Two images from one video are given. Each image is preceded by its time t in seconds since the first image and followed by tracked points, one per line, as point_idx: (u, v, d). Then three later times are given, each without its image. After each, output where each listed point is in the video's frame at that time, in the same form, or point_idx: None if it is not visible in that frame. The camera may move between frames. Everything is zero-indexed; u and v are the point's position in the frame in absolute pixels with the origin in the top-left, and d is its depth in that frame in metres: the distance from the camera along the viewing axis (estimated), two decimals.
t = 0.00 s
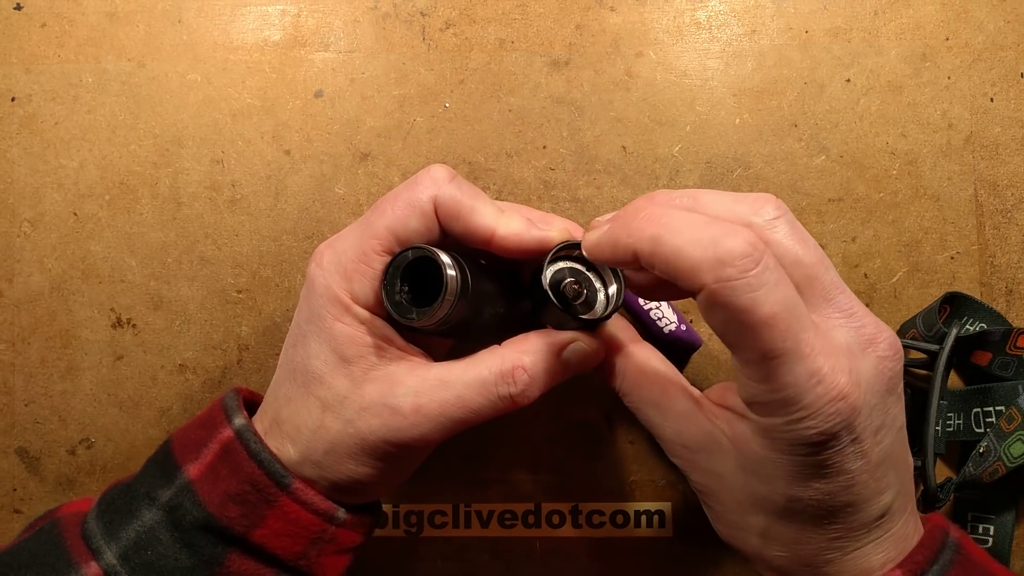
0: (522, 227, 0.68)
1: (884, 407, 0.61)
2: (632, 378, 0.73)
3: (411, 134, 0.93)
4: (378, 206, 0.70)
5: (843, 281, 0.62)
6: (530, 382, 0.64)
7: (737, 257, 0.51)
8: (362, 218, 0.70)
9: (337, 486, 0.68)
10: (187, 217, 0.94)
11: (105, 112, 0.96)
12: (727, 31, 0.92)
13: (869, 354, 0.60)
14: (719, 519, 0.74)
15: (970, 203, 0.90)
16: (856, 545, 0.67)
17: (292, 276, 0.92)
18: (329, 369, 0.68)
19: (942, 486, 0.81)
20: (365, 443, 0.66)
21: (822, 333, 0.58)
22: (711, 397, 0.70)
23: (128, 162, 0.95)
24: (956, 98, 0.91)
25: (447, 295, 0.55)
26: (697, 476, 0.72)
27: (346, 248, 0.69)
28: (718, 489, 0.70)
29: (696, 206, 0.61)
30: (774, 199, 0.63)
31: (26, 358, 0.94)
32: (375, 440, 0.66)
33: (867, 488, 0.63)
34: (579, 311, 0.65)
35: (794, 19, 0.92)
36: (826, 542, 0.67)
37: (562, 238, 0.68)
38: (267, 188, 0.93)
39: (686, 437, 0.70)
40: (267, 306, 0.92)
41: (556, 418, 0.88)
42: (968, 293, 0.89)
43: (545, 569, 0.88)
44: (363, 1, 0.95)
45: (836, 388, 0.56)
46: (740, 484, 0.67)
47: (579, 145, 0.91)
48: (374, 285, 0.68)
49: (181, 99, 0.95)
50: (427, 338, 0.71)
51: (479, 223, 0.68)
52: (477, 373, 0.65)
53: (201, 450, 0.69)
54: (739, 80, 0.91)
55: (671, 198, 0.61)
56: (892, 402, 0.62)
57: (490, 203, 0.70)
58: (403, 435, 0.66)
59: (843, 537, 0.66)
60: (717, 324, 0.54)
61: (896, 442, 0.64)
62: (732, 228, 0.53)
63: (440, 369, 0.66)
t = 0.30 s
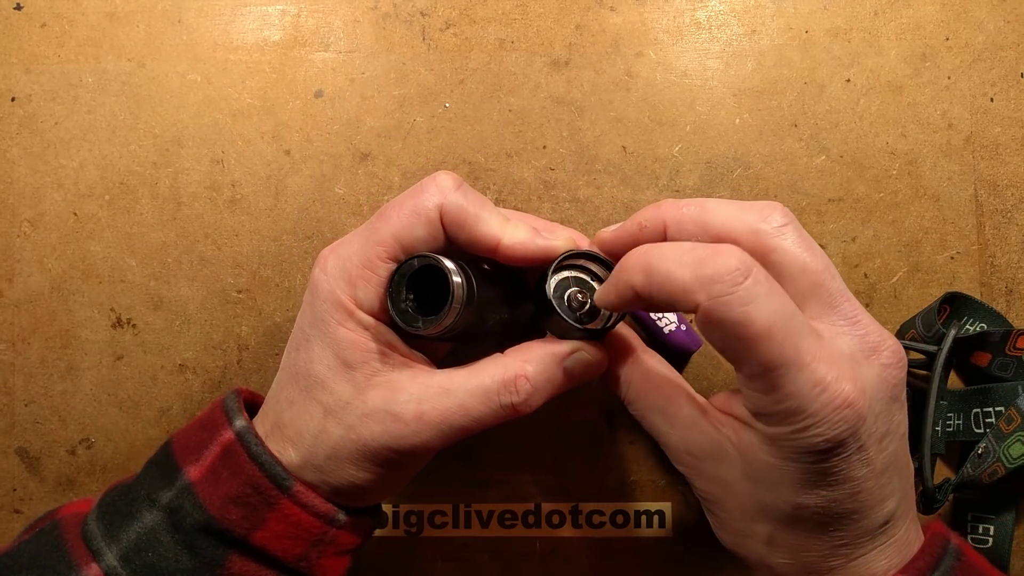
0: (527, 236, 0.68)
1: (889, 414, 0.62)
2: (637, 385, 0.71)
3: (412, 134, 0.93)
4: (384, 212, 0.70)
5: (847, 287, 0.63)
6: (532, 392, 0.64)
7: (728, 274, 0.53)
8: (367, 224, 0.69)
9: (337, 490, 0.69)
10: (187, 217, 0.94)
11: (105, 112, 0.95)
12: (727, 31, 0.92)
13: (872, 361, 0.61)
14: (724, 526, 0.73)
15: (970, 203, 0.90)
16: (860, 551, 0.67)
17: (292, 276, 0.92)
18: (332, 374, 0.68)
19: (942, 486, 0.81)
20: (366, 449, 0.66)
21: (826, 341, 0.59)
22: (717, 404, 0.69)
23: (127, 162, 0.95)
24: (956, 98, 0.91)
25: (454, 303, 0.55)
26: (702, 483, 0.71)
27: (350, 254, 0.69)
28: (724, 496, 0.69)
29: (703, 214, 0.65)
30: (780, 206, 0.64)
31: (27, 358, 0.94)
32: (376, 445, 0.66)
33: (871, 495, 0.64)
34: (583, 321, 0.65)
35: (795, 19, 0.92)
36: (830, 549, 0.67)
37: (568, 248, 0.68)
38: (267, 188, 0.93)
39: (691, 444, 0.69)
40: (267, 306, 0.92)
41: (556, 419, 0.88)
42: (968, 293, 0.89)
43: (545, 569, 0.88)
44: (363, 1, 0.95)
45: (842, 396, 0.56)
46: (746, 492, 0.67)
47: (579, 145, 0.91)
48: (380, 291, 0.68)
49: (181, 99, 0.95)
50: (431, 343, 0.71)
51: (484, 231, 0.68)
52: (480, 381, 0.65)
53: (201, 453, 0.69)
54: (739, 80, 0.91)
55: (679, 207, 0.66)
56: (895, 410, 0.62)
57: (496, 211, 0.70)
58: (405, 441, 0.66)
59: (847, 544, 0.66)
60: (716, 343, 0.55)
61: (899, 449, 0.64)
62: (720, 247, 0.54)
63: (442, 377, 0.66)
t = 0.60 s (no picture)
0: (525, 237, 0.68)
1: (885, 428, 0.61)
2: (638, 389, 0.70)
3: (412, 134, 0.93)
4: (381, 213, 0.69)
5: (845, 298, 0.62)
6: (533, 392, 0.64)
7: (708, 301, 0.53)
8: (364, 225, 0.69)
9: (338, 491, 0.68)
10: (187, 217, 0.94)
11: (105, 112, 0.95)
12: (727, 31, 0.92)
13: (869, 375, 0.60)
14: (722, 528, 0.73)
15: (970, 203, 0.90)
16: (856, 558, 0.67)
17: (292, 276, 0.92)
18: (331, 375, 0.67)
19: (942, 486, 0.81)
20: (367, 449, 0.66)
21: (819, 357, 0.58)
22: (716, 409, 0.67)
23: (128, 162, 0.95)
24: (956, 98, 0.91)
25: (453, 305, 0.56)
26: (700, 486, 0.71)
27: (347, 255, 0.69)
28: (721, 501, 0.69)
29: (699, 223, 0.64)
30: (777, 218, 0.64)
31: (26, 358, 0.94)
32: (377, 445, 0.66)
33: (866, 506, 0.63)
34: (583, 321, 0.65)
35: (795, 19, 0.92)
36: (826, 556, 0.67)
37: (567, 248, 0.68)
38: (267, 188, 0.93)
39: (690, 449, 0.68)
40: (267, 306, 0.92)
41: (556, 419, 0.88)
42: (968, 292, 0.89)
43: (545, 569, 0.88)
44: (363, 1, 0.95)
45: (833, 414, 0.56)
46: (743, 499, 0.66)
47: (579, 145, 0.91)
48: (377, 293, 0.68)
49: (181, 99, 0.95)
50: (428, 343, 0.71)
51: (482, 233, 0.67)
52: (480, 381, 0.65)
53: (201, 453, 0.69)
54: (740, 80, 0.91)
55: (676, 215, 0.66)
56: (892, 423, 0.61)
57: (494, 212, 0.70)
58: (406, 441, 0.66)
59: (843, 551, 0.66)
60: (701, 366, 0.55)
61: (896, 460, 0.64)
62: (702, 271, 0.54)
63: (442, 376, 0.66)
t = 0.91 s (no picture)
0: (526, 238, 0.68)
1: (886, 428, 0.61)
2: (640, 388, 0.69)
3: (412, 134, 0.93)
4: (381, 213, 0.69)
5: (845, 298, 0.61)
6: (531, 392, 0.64)
7: (698, 311, 0.53)
8: (364, 225, 0.69)
9: (336, 490, 0.68)
10: (187, 217, 0.94)
11: (105, 112, 0.95)
12: (727, 31, 0.92)
13: (868, 376, 0.59)
14: (725, 524, 0.73)
15: (970, 203, 0.90)
16: (859, 556, 0.67)
17: (292, 276, 0.92)
18: (330, 374, 0.67)
19: (945, 485, 0.81)
20: (365, 448, 0.66)
21: (817, 359, 0.58)
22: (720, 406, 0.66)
23: (128, 162, 0.95)
24: (956, 98, 0.91)
25: (451, 307, 0.55)
26: (704, 484, 0.70)
27: (347, 254, 0.69)
28: (724, 500, 0.69)
29: (696, 226, 0.65)
30: (776, 218, 0.63)
31: (27, 358, 0.94)
32: (375, 445, 0.66)
33: (867, 505, 0.63)
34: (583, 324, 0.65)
35: (795, 19, 0.92)
36: (828, 555, 0.67)
37: (567, 249, 0.68)
38: (268, 188, 0.93)
39: (693, 447, 0.66)
40: (267, 306, 0.92)
41: (556, 419, 0.88)
42: (968, 292, 0.89)
43: (545, 568, 0.88)
44: (363, 1, 0.95)
45: (832, 417, 0.56)
46: (745, 499, 0.66)
47: (579, 145, 0.91)
48: (377, 293, 0.68)
49: (181, 99, 0.95)
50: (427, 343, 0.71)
51: (482, 234, 0.67)
52: (478, 380, 0.65)
53: (200, 451, 0.69)
54: (739, 80, 0.91)
55: (674, 217, 0.66)
56: (893, 423, 0.61)
57: (494, 214, 0.70)
58: (404, 440, 0.66)
59: (845, 550, 0.67)
60: (696, 374, 0.56)
61: (897, 460, 0.63)
62: (693, 279, 0.54)
63: (440, 376, 0.66)
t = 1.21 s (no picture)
0: (527, 238, 0.68)
1: (886, 423, 0.61)
2: (640, 387, 0.68)
3: (412, 134, 0.93)
4: (381, 213, 0.69)
5: (844, 294, 0.61)
6: (531, 392, 0.64)
7: (698, 306, 0.53)
8: (364, 225, 0.69)
9: (337, 489, 0.68)
10: (187, 217, 0.94)
11: (105, 112, 0.95)
12: (727, 31, 0.92)
13: (868, 371, 0.59)
14: (726, 522, 0.73)
15: (970, 203, 0.90)
16: (860, 552, 0.67)
17: (292, 276, 0.92)
18: (330, 373, 0.67)
19: (946, 485, 0.81)
20: (365, 448, 0.66)
21: (817, 354, 0.58)
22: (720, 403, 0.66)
23: (128, 162, 0.95)
24: (956, 98, 0.91)
25: (450, 307, 0.55)
26: (705, 482, 0.70)
27: (347, 254, 0.69)
28: (726, 498, 0.69)
29: (695, 224, 0.65)
30: (774, 216, 0.63)
31: (26, 358, 0.94)
32: (375, 445, 0.66)
33: (868, 501, 0.63)
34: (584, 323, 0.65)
35: (795, 19, 0.92)
36: (830, 551, 0.67)
37: (567, 249, 0.68)
38: (268, 188, 0.93)
39: (694, 445, 0.66)
40: (267, 306, 0.92)
41: (556, 419, 0.88)
42: (968, 292, 0.89)
43: (545, 568, 0.88)
44: (364, 1, 0.95)
45: (832, 411, 0.56)
46: (746, 498, 0.66)
47: (579, 145, 0.91)
48: (377, 293, 0.68)
49: (181, 99, 0.95)
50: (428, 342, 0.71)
51: (484, 235, 0.67)
52: (478, 380, 0.65)
53: (200, 452, 0.69)
54: (740, 80, 0.91)
55: (673, 216, 0.66)
56: (893, 418, 0.61)
57: (495, 214, 0.70)
58: (404, 440, 0.66)
59: (847, 546, 0.67)
60: (697, 370, 0.56)
61: (898, 455, 0.63)
62: (693, 275, 0.54)
63: (440, 376, 0.66)
